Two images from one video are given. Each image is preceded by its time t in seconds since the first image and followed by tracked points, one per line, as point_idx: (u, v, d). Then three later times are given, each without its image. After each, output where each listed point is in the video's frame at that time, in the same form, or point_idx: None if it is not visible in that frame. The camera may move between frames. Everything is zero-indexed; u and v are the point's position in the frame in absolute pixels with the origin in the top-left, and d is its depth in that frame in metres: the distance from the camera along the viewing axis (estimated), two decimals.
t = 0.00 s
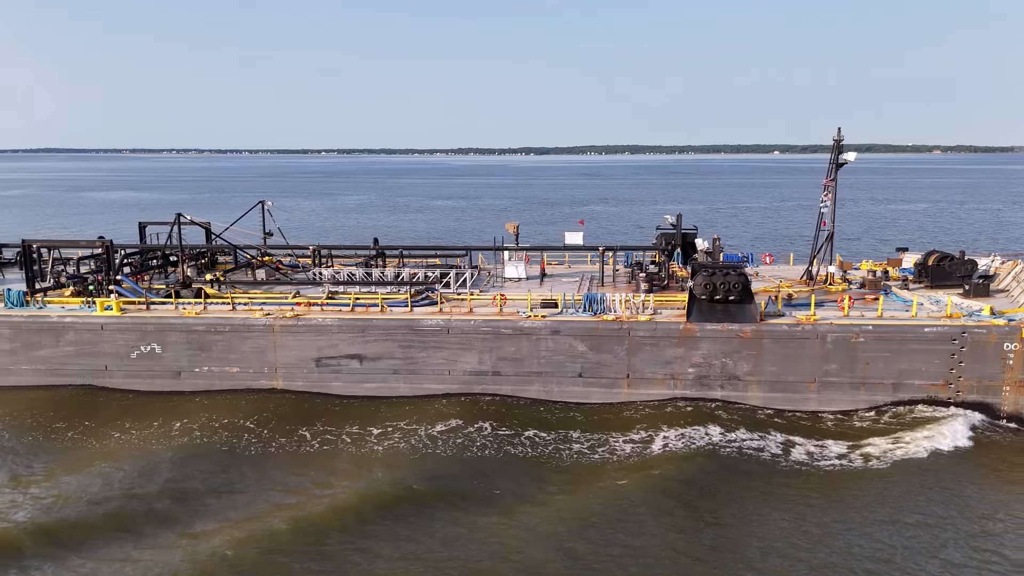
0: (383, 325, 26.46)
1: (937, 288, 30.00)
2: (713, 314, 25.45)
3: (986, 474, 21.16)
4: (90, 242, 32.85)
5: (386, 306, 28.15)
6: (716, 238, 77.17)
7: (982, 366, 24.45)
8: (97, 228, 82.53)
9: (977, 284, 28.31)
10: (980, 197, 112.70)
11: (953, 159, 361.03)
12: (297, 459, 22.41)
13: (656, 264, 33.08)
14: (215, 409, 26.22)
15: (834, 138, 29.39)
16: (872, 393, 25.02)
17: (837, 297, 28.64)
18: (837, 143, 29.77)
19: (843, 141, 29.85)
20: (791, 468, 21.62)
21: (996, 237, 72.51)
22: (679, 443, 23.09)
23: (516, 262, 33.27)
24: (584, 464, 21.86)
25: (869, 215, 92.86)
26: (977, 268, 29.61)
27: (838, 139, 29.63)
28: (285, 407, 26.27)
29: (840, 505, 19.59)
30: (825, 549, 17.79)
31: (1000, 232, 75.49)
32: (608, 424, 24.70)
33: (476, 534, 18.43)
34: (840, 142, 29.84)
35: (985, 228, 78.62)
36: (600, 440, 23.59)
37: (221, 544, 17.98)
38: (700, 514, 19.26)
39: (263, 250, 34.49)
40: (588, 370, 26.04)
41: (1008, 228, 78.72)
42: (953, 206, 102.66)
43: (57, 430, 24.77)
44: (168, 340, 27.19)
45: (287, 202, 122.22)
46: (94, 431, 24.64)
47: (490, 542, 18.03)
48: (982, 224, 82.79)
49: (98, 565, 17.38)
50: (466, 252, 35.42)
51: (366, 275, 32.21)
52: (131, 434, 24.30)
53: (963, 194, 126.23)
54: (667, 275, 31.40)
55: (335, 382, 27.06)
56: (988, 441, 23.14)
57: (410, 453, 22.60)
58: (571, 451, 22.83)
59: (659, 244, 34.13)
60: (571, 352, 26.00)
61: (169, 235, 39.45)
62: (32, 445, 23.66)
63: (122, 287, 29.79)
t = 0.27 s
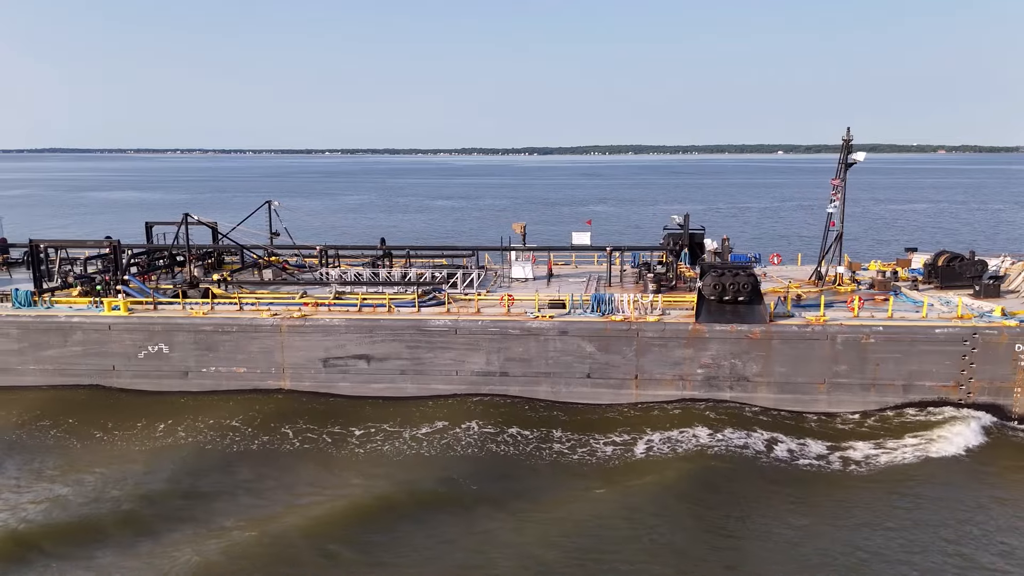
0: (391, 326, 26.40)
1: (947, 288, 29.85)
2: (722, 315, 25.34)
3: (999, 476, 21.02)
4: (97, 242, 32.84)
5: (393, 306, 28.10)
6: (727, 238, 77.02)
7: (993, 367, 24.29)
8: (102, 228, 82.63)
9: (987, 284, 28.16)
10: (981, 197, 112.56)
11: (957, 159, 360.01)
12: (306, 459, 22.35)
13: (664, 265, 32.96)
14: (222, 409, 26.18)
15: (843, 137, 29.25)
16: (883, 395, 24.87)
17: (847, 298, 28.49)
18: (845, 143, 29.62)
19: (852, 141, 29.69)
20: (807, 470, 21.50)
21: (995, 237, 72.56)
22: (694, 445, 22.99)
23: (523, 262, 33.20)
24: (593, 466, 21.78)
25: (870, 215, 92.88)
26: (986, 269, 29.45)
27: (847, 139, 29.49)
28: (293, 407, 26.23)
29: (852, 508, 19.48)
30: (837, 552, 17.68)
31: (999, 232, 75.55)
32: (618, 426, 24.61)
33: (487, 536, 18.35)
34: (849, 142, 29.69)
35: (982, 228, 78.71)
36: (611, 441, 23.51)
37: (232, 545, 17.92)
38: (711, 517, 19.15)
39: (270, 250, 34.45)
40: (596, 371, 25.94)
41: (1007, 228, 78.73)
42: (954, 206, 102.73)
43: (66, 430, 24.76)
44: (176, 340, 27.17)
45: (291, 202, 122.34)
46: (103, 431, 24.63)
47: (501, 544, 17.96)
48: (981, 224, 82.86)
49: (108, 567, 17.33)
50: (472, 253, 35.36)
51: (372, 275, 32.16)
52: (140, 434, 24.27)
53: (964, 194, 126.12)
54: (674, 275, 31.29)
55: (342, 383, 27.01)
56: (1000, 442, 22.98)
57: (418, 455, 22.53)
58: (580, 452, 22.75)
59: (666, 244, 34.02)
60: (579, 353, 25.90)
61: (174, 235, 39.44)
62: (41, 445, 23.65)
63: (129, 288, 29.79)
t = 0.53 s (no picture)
0: (397, 326, 26.33)
1: (955, 289, 29.69)
2: (729, 315, 25.23)
3: (1009, 478, 20.88)
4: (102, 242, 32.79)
5: (399, 307, 28.03)
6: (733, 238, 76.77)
7: (1003, 368, 24.14)
8: (106, 228, 82.66)
9: (995, 285, 28.01)
10: (980, 197, 112.45)
11: (957, 160, 359.69)
12: (312, 460, 22.28)
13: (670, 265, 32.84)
14: (228, 410, 26.11)
15: (850, 137, 29.14)
16: (891, 396, 24.74)
17: (854, 298, 28.36)
18: (853, 143, 29.49)
19: (860, 141, 29.56)
20: (817, 472, 21.37)
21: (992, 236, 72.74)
22: (703, 446, 22.87)
23: (528, 262, 33.10)
24: (601, 467, 21.67)
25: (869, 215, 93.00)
26: (994, 269, 29.30)
27: (854, 139, 29.36)
28: (299, 408, 26.15)
29: (862, 510, 19.36)
30: (847, 555, 17.57)
31: (998, 232, 75.60)
32: (626, 427, 24.49)
33: (495, 537, 18.27)
34: (856, 142, 29.56)
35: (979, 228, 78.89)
36: (619, 442, 23.41)
37: (239, 547, 17.87)
38: (720, 519, 19.05)
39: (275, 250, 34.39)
40: (603, 372, 25.83)
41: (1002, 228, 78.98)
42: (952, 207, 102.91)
43: (71, 430, 24.71)
44: (181, 341, 27.11)
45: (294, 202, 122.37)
46: (109, 431, 24.58)
47: (510, 547, 17.89)
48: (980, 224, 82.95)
49: (115, 568, 17.27)
50: (478, 253, 35.28)
51: (378, 275, 32.09)
52: (145, 434, 24.21)
53: (964, 194, 126.08)
54: (680, 276, 31.17)
55: (348, 383, 26.93)
56: (1011, 444, 22.83)
57: (425, 456, 22.45)
58: (587, 453, 22.65)
59: (672, 244, 33.90)
60: (586, 354, 25.79)
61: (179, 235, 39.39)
62: (46, 445, 23.59)
63: (135, 288, 29.75)
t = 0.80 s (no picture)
0: (402, 327, 26.24)
1: (962, 290, 29.54)
2: (736, 316, 25.12)
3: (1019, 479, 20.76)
4: (107, 242, 32.74)
5: (404, 307, 27.93)
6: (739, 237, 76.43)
7: (1012, 369, 23.99)
8: (109, 228, 82.65)
9: (1003, 286, 27.85)
10: (978, 198, 112.51)
11: (958, 160, 359.33)
12: (318, 461, 22.20)
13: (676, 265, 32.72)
14: (233, 410, 26.03)
15: (857, 137, 29.00)
16: (899, 397, 24.61)
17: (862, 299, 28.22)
18: (860, 142, 29.35)
19: (866, 141, 29.42)
20: (825, 473, 21.27)
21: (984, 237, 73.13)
22: (710, 447, 22.76)
23: (533, 263, 32.99)
24: (607, 468, 21.58)
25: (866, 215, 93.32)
26: (1002, 270, 29.14)
27: (861, 139, 29.22)
28: (304, 409, 26.06)
29: (871, 511, 19.24)
30: (857, 556, 17.45)
31: (995, 232, 75.86)
32: (633, 428, 24.38)
33: (502, 539, 18.18)
34: (863, 142, 29.42)
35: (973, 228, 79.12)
36: (626, 443, 23.29)
37: (246, 548, 17.80)
38: (729, 520, 18.93)
39: (280, 250, 34.32)
40: (609, 373, 25.73)
41: (995, 228, 79.34)
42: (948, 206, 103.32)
43: (76, 430, 24.65)
44: (186, 341, 27.05)
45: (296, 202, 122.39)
46: (114, 432, 24.51)
47: (518, 547, 17.80)
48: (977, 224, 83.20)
49: (121, 570, 17.19)
50: (482, 253, 35.17)
51: (382, 276, 31.99)
52: (151, 435, 24.15)
53: (962, 194, 126.18)
54: (686, 276, 31.05)
55: (353, 384, 26.85)
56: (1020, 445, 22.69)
57: (431, 456, 22.36)
58: (594, 454, 22.55)
59: (678, 245, 33.78)
60: (592, 354, 25.69)
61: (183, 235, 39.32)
62: (51, 445, 23.53)
63: (139, 288, 29.70)
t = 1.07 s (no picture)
0: (407, 327, 26.15)
1: (969, 290, 29.39)
2: (743, 317, 25.01)
3: None
4: (110, 242, 32.66)
5: (408, 307, 27.83)
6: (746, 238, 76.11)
7: (1020, 370, 23.85)
8: (111, 228, 82.59)
9: (1010, 286, 27.70)
10: (975, 198, 112.40)
11: (959, 160, 358.63)
12: (322, 463, 22.11)
13: (680, 265, 32.59)
14: (237, 411, 25.93)
15: (864, 137, 28.86)
16: (907, 399, 24.48)
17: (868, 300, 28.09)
18: (866, 143, 29.22)
19: (873, 141, 29.27)
20: (834, 475, 21.12)
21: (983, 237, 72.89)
22: (717, 449, 22.65)
23: (538, 263, 32.89)
24: (614, 470, 21.48)
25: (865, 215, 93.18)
26: (1009, 270, 28.98)
27: (867, 139, 29.08)
28: (308, 410, 25.96)
29: (879, 514, 19.13)
30: (865, 560, 17.35)
31: (993, 232, 75.72)
32: (638, 429, 24.27)
33: (509, 541, 18.10)
34: (869, 142, 29.29)
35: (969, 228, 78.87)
36: (632, 444, 23.20)
37: (251, 551, 17.72)
38: (736, 523, 18.83)
39: (283, 250, 34.22)
40: (615, 374, 25.62)
41: (992, 228, 79.21)
42: (946, 207, 103.28)
43: (80, 432, 24.56)
44: (190, 341, 26.97)
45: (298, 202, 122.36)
46: (117, 433, 24.43)
47: (525, 550, 17.71)
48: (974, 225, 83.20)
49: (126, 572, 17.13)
50: (486, 253, 35.07)
51: (386, 276, 31.90)
52: (155, 436, 24.08)
53: (961, 194, 126.04)
54: (692, 276, 30.92)
55: (357, 385, 26.76)
56: None
57: (436, 458, 22.28)
58: (599, 456, 22.45)
59: (683, 245, 33.64)
60: (598, 355, 25.58)
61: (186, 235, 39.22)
62: (55, 446, 23.47)
63: (143, 288, 29.64)
